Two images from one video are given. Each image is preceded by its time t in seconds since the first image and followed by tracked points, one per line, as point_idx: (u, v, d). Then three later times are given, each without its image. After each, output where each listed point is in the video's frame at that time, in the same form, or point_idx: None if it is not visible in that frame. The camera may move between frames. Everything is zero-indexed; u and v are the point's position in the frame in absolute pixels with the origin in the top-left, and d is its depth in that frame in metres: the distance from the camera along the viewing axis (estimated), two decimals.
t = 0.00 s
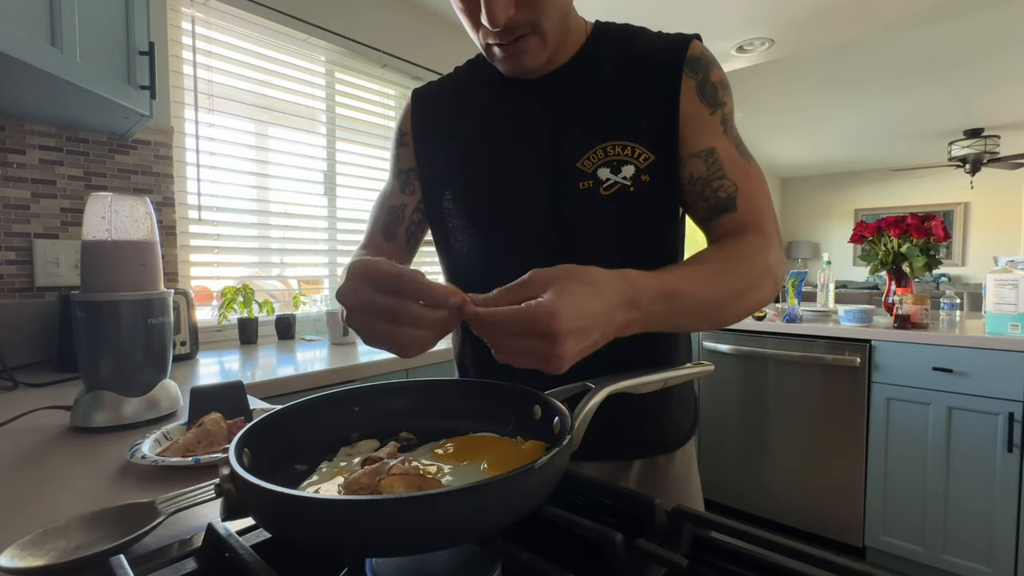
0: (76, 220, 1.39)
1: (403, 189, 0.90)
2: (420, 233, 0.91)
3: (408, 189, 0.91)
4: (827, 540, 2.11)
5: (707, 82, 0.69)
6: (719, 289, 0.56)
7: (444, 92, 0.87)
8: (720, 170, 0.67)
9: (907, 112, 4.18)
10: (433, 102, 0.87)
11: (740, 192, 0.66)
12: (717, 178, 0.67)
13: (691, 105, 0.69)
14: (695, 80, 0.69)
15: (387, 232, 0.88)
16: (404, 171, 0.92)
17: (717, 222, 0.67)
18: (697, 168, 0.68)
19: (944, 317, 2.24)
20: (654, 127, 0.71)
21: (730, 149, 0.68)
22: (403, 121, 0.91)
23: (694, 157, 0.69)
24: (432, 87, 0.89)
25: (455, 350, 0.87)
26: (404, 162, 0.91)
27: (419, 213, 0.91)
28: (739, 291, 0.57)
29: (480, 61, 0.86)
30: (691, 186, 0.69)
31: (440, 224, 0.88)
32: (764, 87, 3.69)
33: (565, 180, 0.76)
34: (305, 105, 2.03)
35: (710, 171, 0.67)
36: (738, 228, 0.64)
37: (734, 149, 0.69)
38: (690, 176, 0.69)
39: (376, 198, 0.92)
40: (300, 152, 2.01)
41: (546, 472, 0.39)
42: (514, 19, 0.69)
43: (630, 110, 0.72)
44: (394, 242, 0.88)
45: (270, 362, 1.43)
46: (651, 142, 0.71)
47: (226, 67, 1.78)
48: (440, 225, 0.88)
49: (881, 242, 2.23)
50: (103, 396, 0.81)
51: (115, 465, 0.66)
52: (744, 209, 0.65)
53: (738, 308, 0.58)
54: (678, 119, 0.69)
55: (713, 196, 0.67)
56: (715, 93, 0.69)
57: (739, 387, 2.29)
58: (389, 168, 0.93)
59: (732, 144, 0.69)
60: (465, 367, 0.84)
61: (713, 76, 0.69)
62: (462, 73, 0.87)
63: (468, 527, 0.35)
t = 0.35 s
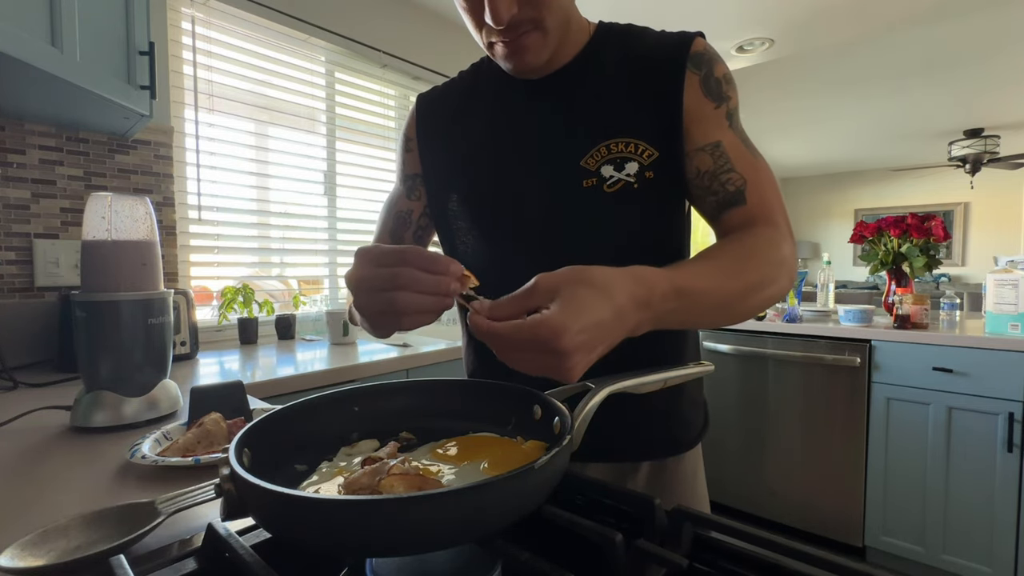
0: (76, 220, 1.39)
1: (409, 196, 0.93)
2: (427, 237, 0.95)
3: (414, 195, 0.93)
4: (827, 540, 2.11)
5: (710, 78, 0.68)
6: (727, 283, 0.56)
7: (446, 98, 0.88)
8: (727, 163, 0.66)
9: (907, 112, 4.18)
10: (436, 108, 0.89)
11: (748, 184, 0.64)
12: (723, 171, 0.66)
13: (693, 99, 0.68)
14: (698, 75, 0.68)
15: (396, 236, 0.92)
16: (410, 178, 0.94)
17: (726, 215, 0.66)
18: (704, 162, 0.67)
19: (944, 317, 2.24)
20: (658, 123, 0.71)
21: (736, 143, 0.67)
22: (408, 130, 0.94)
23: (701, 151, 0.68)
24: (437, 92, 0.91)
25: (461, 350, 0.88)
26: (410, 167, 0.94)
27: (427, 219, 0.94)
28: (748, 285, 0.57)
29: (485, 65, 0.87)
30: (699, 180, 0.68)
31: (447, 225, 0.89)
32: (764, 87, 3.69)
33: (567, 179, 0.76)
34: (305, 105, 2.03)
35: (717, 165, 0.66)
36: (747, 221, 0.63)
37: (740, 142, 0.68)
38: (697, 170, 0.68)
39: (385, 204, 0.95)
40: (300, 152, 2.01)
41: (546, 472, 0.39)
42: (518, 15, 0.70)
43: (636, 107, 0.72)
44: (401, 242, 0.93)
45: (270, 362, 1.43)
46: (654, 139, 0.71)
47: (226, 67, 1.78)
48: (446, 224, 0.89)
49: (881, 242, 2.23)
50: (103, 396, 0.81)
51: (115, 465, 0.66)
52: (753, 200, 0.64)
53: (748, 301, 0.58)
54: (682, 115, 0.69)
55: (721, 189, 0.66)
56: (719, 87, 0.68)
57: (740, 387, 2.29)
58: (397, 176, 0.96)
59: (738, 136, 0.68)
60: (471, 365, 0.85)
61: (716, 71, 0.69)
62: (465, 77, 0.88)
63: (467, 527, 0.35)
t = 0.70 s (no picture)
0: (76, 220, 1.39)
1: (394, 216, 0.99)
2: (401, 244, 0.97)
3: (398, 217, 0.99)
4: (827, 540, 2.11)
5: (627, 94, 0.68)
6: (592, 287, 0.55)
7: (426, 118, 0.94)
8: (620, 176, 0.66)
9: (907, 112, 4.18)
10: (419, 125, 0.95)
11: (634, 193, 0.64)
12: (615, 181, 0.66)
13: (608, 113, 0.69)
14: (616, 93, 0.69)
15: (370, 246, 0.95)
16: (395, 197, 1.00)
17: (614, 222, 0.66)
18: (603, 171, 0.68)
19: (944, 317, 2.24)
20: (577, 132, 0.72)
21: (640, 157, 0.66)
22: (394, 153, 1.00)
23: (603, 161, 0.68)
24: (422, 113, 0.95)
25: (411, 350, 0.91)
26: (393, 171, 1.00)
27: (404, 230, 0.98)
28: (617, 294, 0.56)
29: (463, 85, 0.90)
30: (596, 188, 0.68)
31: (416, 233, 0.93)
32: (764, 87, 3.69)
33: (504, 183, 0.79)
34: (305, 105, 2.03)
35: (610, 175, 0.67)
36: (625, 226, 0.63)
37: (645, 157, 0.66)
38: (597, 179, 0.68)
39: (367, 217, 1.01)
40: (300, 152, 2.01)
41: (546, 472, 0.39)
42: (442, 61, 0.74)
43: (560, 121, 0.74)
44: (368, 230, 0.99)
45: (270, 362, 1.43)
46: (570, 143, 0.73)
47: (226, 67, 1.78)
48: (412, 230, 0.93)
49: (881, 242, 2.23)
50: (104, 396, 0.81)
51: (115, 465, 0.66)
52: (636, 208, 0.63)
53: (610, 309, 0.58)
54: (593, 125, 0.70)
55: (609, 197, 0.66)
56: (635, 103, 0.68)
57: (739, 387, 2.29)
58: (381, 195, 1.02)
59: (647, 150, 0.67)
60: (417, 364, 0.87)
61: (635, 89, 0.69)
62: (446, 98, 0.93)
63: (467, 527, 0.35)
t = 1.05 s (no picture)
0: (76, 220, 1.39)
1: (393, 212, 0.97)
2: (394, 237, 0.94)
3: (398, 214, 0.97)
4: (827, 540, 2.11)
5: (618, 112, 0.68)
6: (512, 295, 0.52)
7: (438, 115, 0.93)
8: (580, 183, 0.64)
9: (907, 112, 4.18)
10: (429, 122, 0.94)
11: (584, 200, 0.62)
12: (575, 183, 0.64)
13: (594, 126, 0.69)
14: (609, 109, 0.70)
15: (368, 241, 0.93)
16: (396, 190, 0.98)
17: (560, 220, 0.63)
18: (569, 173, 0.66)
19: (944, 317, 2.24)
20: (571, 139, 0.73)
21: (605, 170, 0.64)
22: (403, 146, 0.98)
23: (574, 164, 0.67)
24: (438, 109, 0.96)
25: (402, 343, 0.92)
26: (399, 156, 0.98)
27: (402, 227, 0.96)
28: (540, 306, 0.53)
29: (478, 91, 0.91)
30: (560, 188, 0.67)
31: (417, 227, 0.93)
32: (764, 87, 3.69)
33: (502, 183, 0.79)
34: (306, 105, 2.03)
35: (573, 180, 0.65)
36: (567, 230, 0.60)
37: (611, 171, 0.64)
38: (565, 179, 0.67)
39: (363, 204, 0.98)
40: (300, 152, 2.01)
41: (546, 472, 0.39)
42: (469, 57, 0.74)
43: (563, 131, 0.74)
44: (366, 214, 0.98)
45: (270, 362, 1.43)
46: (564, 148, 0.73)
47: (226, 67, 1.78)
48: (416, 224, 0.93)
49: (881, 242, 2.23)
50: (103, 396, 0.81)
51: (115, 465, 0.66)
52: (582, 217, 0.60)
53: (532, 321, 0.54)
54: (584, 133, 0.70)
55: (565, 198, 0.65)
56: (621, 122, 0.68)
57: (739, 387, 2.29)
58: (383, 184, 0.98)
59: (618, 166, 0.64)
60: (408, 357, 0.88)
61: (627, 110, 0.68)
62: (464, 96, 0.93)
63: (466, 527, 0.35)
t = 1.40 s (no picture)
0: (76, 220, 1.39)
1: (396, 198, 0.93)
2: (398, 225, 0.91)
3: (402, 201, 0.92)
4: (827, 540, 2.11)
5: (661, 109, 0.69)
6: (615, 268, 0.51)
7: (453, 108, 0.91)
8: (644, 171, 0.64)
9: (907, 112, 4.18)
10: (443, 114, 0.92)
11: (655, 186, 0.62)
12: (639, 173, 0.64)
13: (639, 122, 0.69)
14: (650, 107, 0.70)
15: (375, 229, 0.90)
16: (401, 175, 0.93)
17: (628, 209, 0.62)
18: (629, 165, 0.66)
19: (944, 317, 2.24)
20: (612, 140, 0.73)
21: (667, 162, 0.65)
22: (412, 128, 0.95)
23: (630, 156, 0.67)
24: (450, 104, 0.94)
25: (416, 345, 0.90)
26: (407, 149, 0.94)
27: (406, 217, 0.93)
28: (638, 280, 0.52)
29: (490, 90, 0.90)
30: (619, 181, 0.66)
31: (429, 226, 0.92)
32: (764, 87, 3.69)
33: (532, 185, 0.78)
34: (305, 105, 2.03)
35: (634, 169, 0.65)
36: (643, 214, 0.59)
37: (672, 163, 0.65)
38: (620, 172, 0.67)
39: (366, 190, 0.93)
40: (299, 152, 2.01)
41: (546, 472, 0.39)
42: (507, 51, 0.73)
43: (605, 133, 0.74)
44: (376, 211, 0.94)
45: (270, 362, 1.43)
46: (607, 150, 0.73)
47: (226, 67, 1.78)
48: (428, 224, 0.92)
49: (881, 242, 2.23)
50: (103, 396, 0.81)
51: (115, 465, 0.66)
52: (659, 200, 0.60)
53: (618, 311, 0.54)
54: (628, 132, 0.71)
55: (630, 185, 0.64)
56: (666, 119, 0.69)
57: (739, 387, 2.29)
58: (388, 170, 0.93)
59: (673, 159, 0.66)
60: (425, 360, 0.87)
61: (670, 108, 0.70)
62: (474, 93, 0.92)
63: (466, 527, 0.35)
